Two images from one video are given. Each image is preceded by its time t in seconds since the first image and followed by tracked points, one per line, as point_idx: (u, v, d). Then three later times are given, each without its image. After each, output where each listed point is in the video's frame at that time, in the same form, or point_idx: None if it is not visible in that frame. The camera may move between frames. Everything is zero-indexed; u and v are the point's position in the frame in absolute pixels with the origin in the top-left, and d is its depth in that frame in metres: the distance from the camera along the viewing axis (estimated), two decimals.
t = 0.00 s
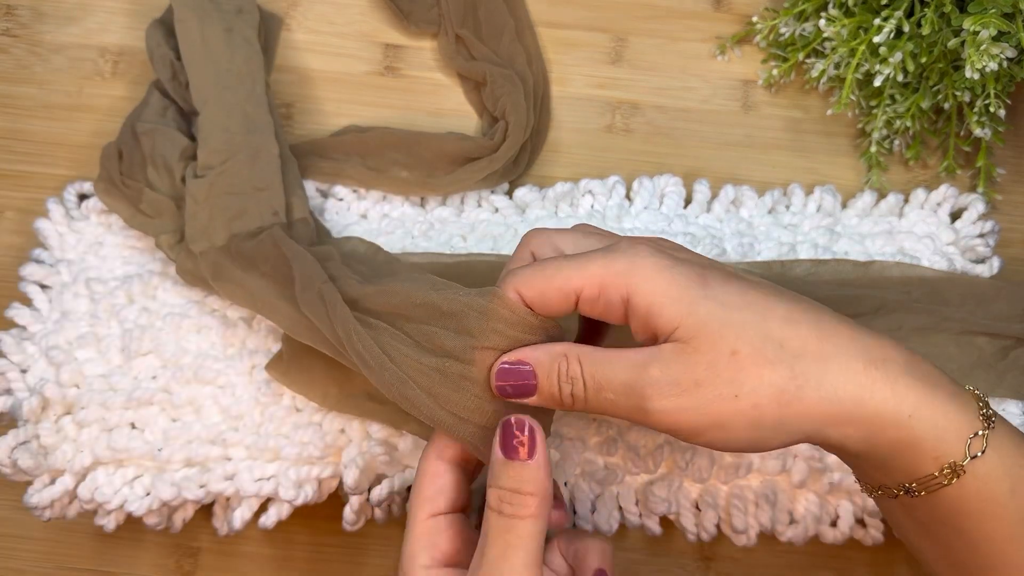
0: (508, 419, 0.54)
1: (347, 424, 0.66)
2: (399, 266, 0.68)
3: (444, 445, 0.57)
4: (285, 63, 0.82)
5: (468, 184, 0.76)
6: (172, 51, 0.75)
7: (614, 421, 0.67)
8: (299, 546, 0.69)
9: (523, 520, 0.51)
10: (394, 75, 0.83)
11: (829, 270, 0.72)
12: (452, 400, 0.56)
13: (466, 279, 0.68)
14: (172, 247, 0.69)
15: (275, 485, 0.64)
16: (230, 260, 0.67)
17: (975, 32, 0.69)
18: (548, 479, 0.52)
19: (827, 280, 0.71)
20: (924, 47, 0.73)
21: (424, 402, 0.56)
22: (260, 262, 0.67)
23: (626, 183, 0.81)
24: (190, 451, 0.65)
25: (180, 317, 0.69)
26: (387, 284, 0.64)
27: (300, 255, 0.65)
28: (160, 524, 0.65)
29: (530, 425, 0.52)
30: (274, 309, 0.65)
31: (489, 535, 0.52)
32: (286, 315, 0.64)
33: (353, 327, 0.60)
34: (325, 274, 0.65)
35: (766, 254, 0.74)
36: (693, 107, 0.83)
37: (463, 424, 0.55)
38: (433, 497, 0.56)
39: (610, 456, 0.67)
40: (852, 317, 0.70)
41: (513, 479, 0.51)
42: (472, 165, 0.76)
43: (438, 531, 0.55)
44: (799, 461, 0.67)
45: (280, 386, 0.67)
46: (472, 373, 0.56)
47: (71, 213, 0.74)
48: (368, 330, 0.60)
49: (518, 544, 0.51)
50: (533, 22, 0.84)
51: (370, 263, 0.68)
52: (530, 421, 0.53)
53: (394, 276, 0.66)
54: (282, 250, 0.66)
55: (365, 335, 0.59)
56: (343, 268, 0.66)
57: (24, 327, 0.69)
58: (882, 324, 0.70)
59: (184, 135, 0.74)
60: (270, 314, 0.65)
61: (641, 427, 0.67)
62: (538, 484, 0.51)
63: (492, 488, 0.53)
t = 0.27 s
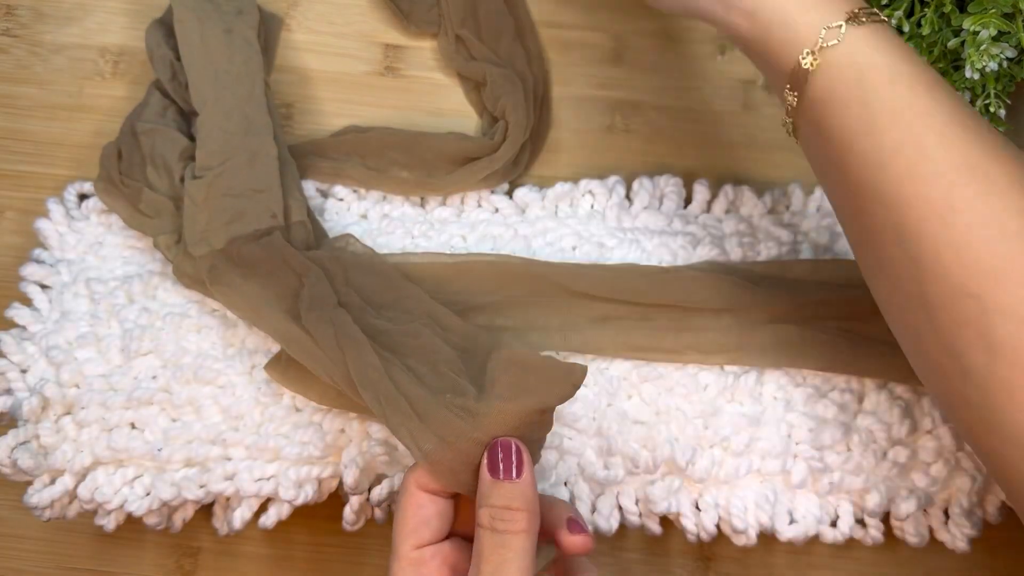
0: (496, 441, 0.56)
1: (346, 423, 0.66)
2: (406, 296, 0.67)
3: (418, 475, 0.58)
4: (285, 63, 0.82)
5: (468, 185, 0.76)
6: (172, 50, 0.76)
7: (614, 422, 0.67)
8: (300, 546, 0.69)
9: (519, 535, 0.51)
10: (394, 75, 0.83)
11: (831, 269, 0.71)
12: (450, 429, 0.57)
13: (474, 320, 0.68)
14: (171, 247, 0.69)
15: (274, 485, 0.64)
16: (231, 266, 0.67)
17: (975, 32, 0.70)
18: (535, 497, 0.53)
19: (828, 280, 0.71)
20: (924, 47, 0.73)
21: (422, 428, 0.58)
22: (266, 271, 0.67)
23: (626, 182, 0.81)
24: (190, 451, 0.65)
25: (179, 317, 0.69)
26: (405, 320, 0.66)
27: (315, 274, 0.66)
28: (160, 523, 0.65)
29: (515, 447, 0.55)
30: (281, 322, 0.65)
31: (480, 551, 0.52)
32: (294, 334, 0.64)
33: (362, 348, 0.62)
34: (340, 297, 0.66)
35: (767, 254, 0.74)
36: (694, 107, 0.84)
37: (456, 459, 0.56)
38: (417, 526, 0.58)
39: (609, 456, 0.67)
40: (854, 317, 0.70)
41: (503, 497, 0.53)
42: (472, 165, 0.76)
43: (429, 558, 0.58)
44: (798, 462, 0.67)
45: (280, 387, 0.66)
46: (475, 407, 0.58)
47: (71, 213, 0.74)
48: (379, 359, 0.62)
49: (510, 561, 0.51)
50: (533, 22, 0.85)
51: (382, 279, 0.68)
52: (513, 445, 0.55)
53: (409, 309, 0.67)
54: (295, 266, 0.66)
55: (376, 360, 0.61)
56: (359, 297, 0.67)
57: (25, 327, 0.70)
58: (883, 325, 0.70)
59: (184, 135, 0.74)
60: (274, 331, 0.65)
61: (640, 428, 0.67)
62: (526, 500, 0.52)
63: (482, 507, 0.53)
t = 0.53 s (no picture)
0: (473, 495, 0.58)
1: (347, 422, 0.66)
2: (406, 305, 0.67)
3: (398, 523, 0.60)
4: (286, 63, 0.83)
5: (468, 185, 0.76)
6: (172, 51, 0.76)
7: (613, 421, 0.67)
8: (300, 546, 0.69)
9: None
10: (394, 75, 0.83)
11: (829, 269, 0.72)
12: (431, 483, 0.58)
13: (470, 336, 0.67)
14: (171, 247, 0.70)
15: (275, 484, 0.65)
16: (232, 266, 0.67)
17: (974, 33, 0.70)
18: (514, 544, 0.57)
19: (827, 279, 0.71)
20: (922, 48, 0.74)
21: (405, 475, 0.59)
22: (267, 273, 0.67)
23: (626, 183, 0.81)
24: (191, 451, 0.65)
25: (181, 317, 0.69)
26: (402, 342, 0.65)
27: (314, 286, 0.65)
28: (161, 523, 0.65)
29: (491, 498, 0.58)
30: (280, 329, 0.65)
31: None
32: (295, 353, 0.65)
33: (359, 388, 0.61)
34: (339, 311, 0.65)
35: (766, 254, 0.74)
36: (694, 107, 0.84)
37: (433, 510, 0.58)
38: (405, 569, 0.59)
39: (609, 455, 0.67)
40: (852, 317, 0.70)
41: (484, 549, 0.56)
42: (472, 165, 0.76)
43: None
44: (797, 461, 0.68)
45: (280, 386, 0.67)
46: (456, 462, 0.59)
47: (73, 213, 0.75)
48: (373, 397, 0.62)
49: None
50: (533, 23, 0.85)
51: (385, 284, 0.67)
52: (485, 495, 0.58)
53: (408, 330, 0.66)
54: (295, 273, 0.66)
55: (370, 400, 0.61)
56: (358, 313, 0.66)
57: (26, 326, 0.70)
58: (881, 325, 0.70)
59: (185, 135, 0.74)
60: (272, 335, 0.65)
61: (640, 427, 0.67)
62: (507, 550, 0.56)
63: (465, 561, 0.57)
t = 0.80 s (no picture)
0: (478, 479, 0.58)
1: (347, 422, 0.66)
2: (406, 305, 0.67)
3: (403, 507, 0.60)
4: (286, 63, 0.83)
5: (468, 185, 0.76)
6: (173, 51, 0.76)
7: (613, 421, 0.67)
8: (301, 545, 0.69)
9: (504, 569, 0.54)
10: (394, 76, 0.83)
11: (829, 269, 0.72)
12: (436, 470, 0.59)
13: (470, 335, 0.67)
14: (171, 247, 0.70)
15: (275, 484, 0.65)
16: (232, 266, 0.67)
17: (973, 33, 0.70)
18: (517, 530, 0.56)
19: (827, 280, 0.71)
20: (923, 48, 0.74)
21: (409, 465, 0.59)
22: (267, 273, 0.67)
23: (626, 183, 0.81)
24: (191, 451, 0.65)
25: (181, 317, 0.69)
26: (401, 341, 0.65)
27: (316, 285, 0.65)
28: (161, 523, 0.66)
29: (495, 483, 0.58)
30: (281, 327, 0.65)
31: None
32: (298, 350, 0.65)
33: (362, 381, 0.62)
34: (340, 310, 0.65)
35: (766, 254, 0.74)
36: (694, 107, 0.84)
37: (438, 497, 0.59)
38: (409, 551, 0.60)
39: (609, 455, 0.67)
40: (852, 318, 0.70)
41: (486, 534, 0.55)
42: (472, 165, 0.76)
43: None
44: (796, 460, 0.68)
45: (281, 386, 0.67)
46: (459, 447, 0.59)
47: (73, 213, 0.75)
48: (374, 392, 0.62)
49: None
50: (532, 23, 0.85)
51: (385, 284, 0.67)
52: (490, 483, 0.58)
53: (407, 329, 0.66)
54: (296, 274, 0.66)
55: (373, 391, 0.62)
56: (358, 312, 0.66)
57: (27, 326, 0.70)
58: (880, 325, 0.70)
59: (185, 135, 0.74)
60: (273, 334, 0.66)
61: (640, 426, 0.67)
62: (508, 535, 0.55)
63: (467, 545, 0.56)
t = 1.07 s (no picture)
0: (438, 475, 0.58)
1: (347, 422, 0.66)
2: (405, 306, 0.66)
3: (366, 510, 0.60)
4: (286, 63, 0.83)
5: (468, 185, 0.76)
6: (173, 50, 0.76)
7: (612, 420, 0.67)
8: (301, 545, 0.69)
9: (470, 561, 0.53)
10: (394, 76, 0.83)
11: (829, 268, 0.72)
12: (397, 469, 0.58)
13: (467, 337, 0.66)
14: (171, 247, 0.70)
15: (275, 485, 0.65)
16: (232, 266, 0.67)
17: (973, 33, 0.70)
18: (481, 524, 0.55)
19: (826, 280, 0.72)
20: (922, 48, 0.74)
21: (374, 468, 0.59)
22: (266, 273, 0.67)
23: (626, 183, 0.81)
24: (191, 451, 0.65)
25: (181, 317, 0.69)
26: (400, 341, 0.65)
27: (316, 286, 0.66)
28: (161, 523, 0.66)
29: (456, 477, 0.57)
30: (280, 327, 0.66)
31: None
32: (297, 351, 0.65)
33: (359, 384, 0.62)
34: (339, 310, 0.65)
35: (765, 254, 0.74)
36: (694, 107, 0.84)
37: (397, 496, 0.58)
38: (375, 553, 0.59)
39: (609, 455, 0.67)
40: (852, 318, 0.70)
41: (450, 528, 0.54)
42: (472, 165, 0.76)
43: None
44: (796, 460, 0.67)
45: (281, 386, 0.67)
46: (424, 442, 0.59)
47: (73, 213, 0.75)
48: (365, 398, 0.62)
49: None
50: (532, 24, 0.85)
51: (385, 284, 0.67)
52: (451, 477, 0.57)
53: (406, 330, 0.66)
54: (296, 274, 0.66)
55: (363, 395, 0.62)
56: (358, 312, 0.66)
57: (27, 326, 0.70)
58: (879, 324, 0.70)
59: (185, 135, 0.74)
60: (272, 334, 0.66)
61: (639, 426, 0.67)
62: (473, 527, 0.54)
63: (432, 542, 0.55)
